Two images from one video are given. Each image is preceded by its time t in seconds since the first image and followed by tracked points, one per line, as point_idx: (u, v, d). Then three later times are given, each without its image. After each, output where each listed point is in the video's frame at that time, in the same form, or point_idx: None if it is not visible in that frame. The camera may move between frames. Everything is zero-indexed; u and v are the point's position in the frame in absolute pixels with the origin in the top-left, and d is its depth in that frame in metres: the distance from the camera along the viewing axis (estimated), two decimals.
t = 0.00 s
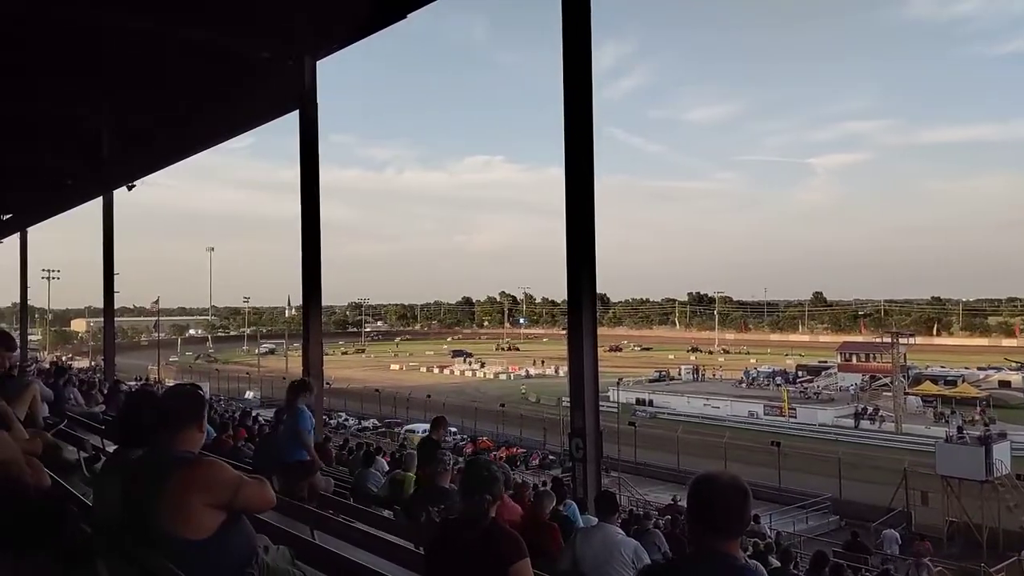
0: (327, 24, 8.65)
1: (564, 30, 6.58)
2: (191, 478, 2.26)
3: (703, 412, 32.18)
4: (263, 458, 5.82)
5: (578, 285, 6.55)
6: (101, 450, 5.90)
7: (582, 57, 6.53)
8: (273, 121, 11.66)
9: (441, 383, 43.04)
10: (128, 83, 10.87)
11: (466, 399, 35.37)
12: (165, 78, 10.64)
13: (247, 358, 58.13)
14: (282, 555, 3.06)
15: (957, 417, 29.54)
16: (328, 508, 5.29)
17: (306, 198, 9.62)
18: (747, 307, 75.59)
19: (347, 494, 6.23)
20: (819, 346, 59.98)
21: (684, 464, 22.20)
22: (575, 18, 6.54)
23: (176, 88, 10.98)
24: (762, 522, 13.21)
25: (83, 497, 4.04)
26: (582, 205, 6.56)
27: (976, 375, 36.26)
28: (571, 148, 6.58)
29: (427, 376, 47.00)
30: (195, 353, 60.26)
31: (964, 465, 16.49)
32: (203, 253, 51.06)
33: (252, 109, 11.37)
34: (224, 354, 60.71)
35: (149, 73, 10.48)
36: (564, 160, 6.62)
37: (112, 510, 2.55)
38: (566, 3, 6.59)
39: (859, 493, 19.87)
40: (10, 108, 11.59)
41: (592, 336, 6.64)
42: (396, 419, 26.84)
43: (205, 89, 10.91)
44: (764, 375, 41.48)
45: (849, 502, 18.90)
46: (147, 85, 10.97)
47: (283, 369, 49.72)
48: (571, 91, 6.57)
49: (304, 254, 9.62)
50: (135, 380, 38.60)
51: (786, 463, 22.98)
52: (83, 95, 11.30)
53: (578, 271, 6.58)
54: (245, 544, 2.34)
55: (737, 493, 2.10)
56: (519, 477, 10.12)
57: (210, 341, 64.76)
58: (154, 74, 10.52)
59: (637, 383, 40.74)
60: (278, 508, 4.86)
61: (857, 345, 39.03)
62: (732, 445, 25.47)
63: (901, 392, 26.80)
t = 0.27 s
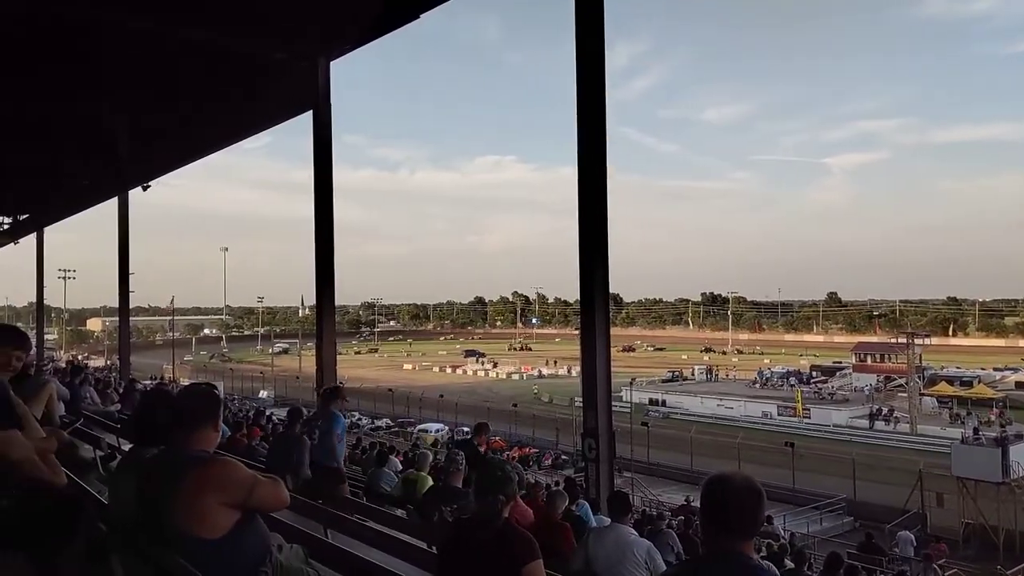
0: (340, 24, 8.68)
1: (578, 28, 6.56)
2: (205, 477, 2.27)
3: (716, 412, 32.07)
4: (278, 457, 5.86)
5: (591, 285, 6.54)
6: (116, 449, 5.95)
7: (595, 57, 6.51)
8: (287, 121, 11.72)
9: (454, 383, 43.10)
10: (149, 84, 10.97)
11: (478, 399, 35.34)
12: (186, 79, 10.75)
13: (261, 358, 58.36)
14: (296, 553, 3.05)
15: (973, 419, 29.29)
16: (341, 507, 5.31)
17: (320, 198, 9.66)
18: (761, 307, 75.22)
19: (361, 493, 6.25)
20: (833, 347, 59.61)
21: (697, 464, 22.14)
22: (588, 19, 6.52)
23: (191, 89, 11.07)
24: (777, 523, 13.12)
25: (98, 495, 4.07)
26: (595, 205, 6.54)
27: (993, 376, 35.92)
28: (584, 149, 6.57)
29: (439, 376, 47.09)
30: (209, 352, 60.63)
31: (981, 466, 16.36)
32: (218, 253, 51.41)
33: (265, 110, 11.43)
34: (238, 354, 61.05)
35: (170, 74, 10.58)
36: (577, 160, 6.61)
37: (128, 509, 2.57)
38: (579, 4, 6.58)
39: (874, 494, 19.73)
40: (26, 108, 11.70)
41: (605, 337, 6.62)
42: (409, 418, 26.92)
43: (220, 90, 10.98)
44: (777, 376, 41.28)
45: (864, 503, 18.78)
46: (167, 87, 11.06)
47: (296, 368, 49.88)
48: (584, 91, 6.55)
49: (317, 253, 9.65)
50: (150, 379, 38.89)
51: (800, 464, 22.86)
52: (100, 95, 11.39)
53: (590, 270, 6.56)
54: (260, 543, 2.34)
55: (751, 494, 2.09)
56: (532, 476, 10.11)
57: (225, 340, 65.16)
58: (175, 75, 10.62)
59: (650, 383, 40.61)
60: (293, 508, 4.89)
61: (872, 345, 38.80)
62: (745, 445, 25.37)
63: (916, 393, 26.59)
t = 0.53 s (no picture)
0: (353, 26, 8.76)
1: (590, 29, 6.61)
2: (221, 474, 2.32)
3: (729, 412, 31.98)
4: (292, 456, 5.92)
5: (604, 287, 6.59)
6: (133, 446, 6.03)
7: (606, 60, 6.54)
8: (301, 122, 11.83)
9: (466, 382, 43.20)
10: (164, 86, 11.11)
11: (491, 398, 35.40)
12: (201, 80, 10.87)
13: (275, 356, 58.75)
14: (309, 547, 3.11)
15: (989, 420, 29.05)
16: (355, 504, 5.38)
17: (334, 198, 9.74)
18: (774, 307, 74.88)
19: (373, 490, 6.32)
20: (847, 347, 59.25)
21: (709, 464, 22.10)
22: (600, 21, 6.56)
23: (206, 90, 11.20)
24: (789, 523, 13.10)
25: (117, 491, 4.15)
26: (607, 206, 6.58)
27: (1010, 377, 35.63)
28: (596, 150, 6.61)
29: (452, 375, 47.21)
30: (224, 351, 61.03)
31: (995, 469, 16.27)
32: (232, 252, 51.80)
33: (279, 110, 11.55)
34: (253, 352, 61.44)
35: (186, 75, 10.71)
36: (590, 161, 6.65)
37: (146, 505, 2.64)
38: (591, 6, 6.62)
39: (889, 495, 19.62)
40: (40, 108, 11.82)
41: (617, 338, 6.66)
42: (421, 418, 27.03)
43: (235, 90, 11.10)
44: (791, 376, 41.11)
45: (878, 505, 18.69)
46: (183, 88, 11.21)
47: (310, 367, 50.16)
48: (596, 91, 6.59)
49: (331, 253, 9.73)
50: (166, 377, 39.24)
51: (813, 465, 22.77)
52: (113, 95, 11.50)
53: (604, 272, 6.60)
54: (274, 540, 2.42)
55: (762, 494, 2.13)
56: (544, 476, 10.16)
57: (239, 339, 65.59)
58: (191, 76, 10.76)
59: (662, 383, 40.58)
60: (309, 506, 4.96)
61: (887, 345, 38.62)
62: (758, 446, 25.31)
63: (931, 394, 26.42)
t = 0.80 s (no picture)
0: (362, 24, 8.73)
1: (604, 26, 6.54)
2: (233, 474, 2.28)
3: (743, 413, 31.81)
4: (305, 456, 5.90)
5: (617, 285, 6.53)
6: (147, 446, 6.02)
7: (620, 57, 6.49)
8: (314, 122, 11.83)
9: (479, 382, 43.20)
10: (177, 85, 11.17)
11: (503, 399, 35.37)
12: (214, 79, 10.90)
13: (288, 356, 59.06)
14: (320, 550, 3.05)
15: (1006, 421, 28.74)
16: (367, 505, 5.36)
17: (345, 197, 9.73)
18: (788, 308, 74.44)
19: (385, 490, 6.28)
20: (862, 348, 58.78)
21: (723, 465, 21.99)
22: (614, 18, 6.50)
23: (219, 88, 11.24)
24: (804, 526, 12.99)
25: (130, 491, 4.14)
26: (621, 205, 6.52)
27: None
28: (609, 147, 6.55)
29: (464, 375, 47.24)
30: (238, 351, 61.32)
31: (1013, 471, 16.00)
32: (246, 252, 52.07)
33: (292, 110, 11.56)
34: (266, 352, 61.71)
35: (199, 74, 10.75)
36: (603, 159, 6.60)
37: (158, 505, 2.60)
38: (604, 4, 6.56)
39: (905, 498, 19.40)
40: (56, 108, 11.91)
41: (630, 338, 6.58)
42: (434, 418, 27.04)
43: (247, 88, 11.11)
44: (806, 377, 40.86)
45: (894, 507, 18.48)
46: (197, 87, 11.25)
47: (323, 367, 50.32)
48: (609, 89, 6.53)
49: (343, 253, 9.72)
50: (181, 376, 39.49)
51: (828, 466, 22.60)
52: (125, 94, 11.53)
53: (618, 272, 6.54)
54: (287, 542, 2.38)
55: (778, 496, 2.06)
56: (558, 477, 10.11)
57: (253, 339, 65.90)
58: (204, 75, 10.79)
59: (675, 384, 40.44)
60: (321, 506, 4.95)
61: (903, 346, 38.31)
62: (772, 447, 25.15)
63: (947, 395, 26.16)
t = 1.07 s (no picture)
0: (369, 25, 8.75)
1: (613, 26, 6.54)
2: (243, 474, 2.29)
3: (752, 413, 31.75)
4: (314, 456, 5.90)
5: (625, 285, 6.52)
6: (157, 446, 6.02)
7: (628, 56, 6.48)
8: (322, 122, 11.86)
9: (488, 382, 43.25)
10: (187, 86, 11.24)
11: (512, 398, 35.39)
12: (223, 80, 10.98)
13: (297, 356, 59.30)
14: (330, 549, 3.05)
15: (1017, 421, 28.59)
16: (375, 503, 5.37)
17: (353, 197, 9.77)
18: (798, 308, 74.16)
19: (394, 490, 6.28)
20: (871, 348, 58.51)
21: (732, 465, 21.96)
22: (622, 18, 6.49)
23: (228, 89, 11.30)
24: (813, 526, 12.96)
25: (140, 491, 4.15)
26: (629, 204, 6.51)
27: None
28: (618, 147, 6.55)
29: (473, 375, 47.30)
30: (247, 351, 61.57)
31: None
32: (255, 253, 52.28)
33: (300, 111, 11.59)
34: (276, 352, 61.94)
35: (208, 75, 10.81)
36: (612, 159, 6.59)
37: (168, 504, 2.60)
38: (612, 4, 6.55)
39: (915, 497, 19.31)
40: (68, 109, 12.02)
41: (639, 337, 6.57)
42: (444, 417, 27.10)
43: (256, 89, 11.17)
44: (815, 377, 40.76)
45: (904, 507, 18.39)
46: (206, 88, 11.32)
47: (332, 367, 50.44)
48: (618, 89, 6.52)
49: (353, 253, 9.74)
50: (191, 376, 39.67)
51: (837, 466, 22.53)
52: (138, 95, 11.59)
53: (627, 272, 6.53)
54: (296, 541, 2.39)
55: (785, 498, 2.05)
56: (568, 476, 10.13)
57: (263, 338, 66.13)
58: (213, 76, 10.86)
59: (685, 384, 40.36)
60: (330, 505, 4.96)
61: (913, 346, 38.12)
62: (781, 446, 25.10)
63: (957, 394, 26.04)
